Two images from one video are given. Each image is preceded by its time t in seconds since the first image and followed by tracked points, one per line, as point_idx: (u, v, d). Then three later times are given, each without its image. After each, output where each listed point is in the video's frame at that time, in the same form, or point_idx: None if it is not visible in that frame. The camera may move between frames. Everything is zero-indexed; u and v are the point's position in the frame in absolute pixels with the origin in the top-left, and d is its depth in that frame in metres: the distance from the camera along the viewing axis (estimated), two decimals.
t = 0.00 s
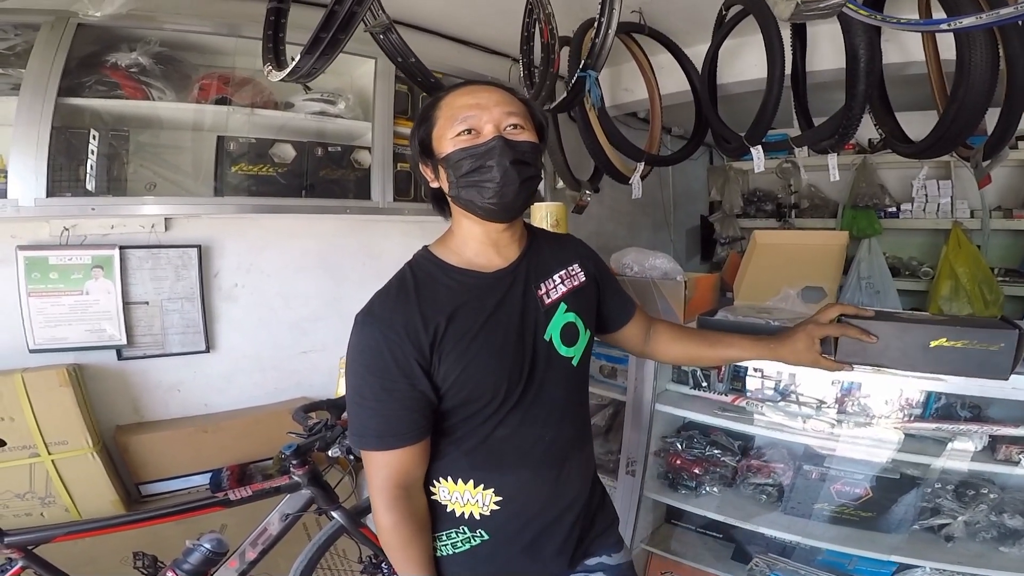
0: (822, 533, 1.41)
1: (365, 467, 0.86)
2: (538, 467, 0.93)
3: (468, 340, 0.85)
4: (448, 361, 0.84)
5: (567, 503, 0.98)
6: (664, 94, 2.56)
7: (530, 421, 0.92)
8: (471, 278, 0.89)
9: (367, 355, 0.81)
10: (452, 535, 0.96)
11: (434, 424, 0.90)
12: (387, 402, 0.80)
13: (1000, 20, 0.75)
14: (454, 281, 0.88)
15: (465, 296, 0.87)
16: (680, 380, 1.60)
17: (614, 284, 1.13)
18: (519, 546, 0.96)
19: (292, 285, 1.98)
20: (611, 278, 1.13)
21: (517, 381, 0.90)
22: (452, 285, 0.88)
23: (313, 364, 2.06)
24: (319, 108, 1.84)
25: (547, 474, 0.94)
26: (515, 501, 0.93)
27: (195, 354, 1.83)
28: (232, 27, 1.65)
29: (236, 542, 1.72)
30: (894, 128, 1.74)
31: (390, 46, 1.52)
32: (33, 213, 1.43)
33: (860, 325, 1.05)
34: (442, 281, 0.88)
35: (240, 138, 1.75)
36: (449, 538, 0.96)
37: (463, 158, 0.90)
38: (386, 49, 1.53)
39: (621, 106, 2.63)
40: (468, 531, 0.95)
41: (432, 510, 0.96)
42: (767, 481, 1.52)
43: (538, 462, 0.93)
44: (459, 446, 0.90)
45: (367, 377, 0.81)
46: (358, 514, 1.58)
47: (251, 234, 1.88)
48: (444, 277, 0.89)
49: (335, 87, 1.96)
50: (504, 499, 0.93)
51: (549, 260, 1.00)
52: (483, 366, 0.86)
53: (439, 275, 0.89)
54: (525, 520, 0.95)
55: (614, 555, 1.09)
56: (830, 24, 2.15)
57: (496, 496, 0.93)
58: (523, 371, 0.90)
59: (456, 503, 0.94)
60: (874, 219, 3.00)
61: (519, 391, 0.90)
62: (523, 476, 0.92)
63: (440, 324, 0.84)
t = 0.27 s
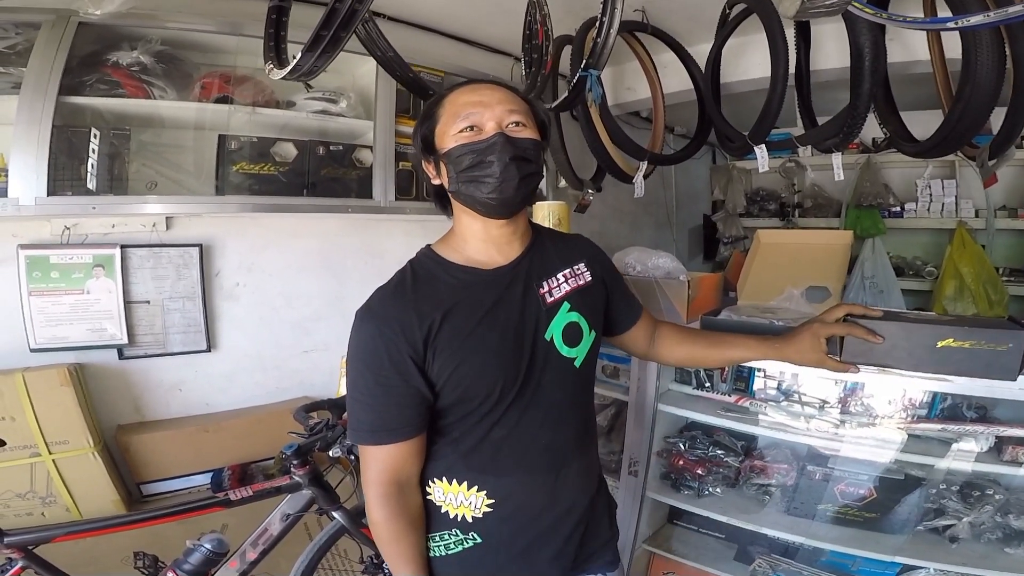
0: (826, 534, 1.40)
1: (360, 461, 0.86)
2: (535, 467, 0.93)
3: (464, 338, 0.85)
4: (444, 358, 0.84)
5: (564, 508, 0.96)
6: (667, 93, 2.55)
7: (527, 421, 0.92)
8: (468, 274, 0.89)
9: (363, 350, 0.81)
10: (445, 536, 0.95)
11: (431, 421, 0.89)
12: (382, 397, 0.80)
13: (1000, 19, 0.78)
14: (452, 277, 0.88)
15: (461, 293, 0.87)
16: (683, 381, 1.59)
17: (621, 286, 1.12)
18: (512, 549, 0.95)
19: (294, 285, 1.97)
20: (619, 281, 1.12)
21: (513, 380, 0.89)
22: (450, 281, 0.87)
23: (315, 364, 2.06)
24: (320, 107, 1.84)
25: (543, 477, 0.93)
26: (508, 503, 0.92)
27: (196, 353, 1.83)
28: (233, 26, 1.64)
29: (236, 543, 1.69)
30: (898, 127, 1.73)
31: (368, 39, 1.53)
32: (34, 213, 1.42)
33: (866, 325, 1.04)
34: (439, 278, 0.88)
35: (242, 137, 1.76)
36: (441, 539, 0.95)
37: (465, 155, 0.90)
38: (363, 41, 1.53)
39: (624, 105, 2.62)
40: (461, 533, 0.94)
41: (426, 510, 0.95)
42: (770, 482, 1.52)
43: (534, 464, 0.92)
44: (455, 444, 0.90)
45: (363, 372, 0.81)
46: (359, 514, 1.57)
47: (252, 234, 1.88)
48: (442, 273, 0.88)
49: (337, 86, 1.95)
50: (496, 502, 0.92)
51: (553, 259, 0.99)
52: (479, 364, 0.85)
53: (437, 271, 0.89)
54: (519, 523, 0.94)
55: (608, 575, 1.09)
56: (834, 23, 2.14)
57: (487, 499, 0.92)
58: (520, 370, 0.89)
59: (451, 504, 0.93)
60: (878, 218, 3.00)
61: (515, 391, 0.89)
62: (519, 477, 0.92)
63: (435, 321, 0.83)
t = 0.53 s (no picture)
0: (829, 534, 1.39)
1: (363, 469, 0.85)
2: (541, 470, 0.92)
3: (470, 342, 0.84)
4: (450, 363, 0.83)
5: (569, 509, 0.96)
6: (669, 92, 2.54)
7: (533, 425, 0.91)
8: (473, 278, 0.88)
9: (367, 356, 0.80)
10: (452, 543, 0.95)
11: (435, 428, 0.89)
12: (387, 404, 0.79)
13: (1006, 17, 0.78)
14: (456, 281, 0.87)
15: (467, 297, 0.86)
16: (686, 381, 1.58)
17: (619, 283, 1.11)
18: (519, 552, 0.95)
19: (294, 285, 1.97)
20: (616, 279, 1.11)
21: (520, 384, 0.88)
22: (454, 285, 0.87)
23: (316, 364, 2.06)
24: (321, 106, 1.83)
25: (548, 480, 0.93)
26: (516, 507, 0.92)
27: (197, 353, 1.83)
28: (234, 25, 1.64)
29: (237, 543, 1.69)
30: (902, 126, 1.72)
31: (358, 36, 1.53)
32: (35, 213, 1.42)
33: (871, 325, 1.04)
34: (443, 282, 0.87)
35: (243, 136, 1.75)
36: (448, 545, 0.95)
37: (467, 153, 0.89)
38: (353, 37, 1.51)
39: (626, 104, 2.61)
40: (469, 539, 0.94)
41: (432, 517, 0.95)
42: (773, 482, 1.51)
43: (540, 467, 0.92)
44: (460, 450, 0.89)
45: (366, 379, 0.80)
46: (360, 514, 1.56)
47: (253, 233, 1.87)
48: (446, 278, 0.87)
49: (338, 85, 1.95)
50: (504, 506, 0.92)
51: (554, 260, 0.99)
52: (485, 368, 0.85)
53: (441, 275, 0.88)
54: (526, 527, 0.93)
55: (613, 565, 1.08)
56: (837, 21, 2.13)
57: (496, 503, 0.91)
58: (526, 373, 0.89)
59: (457, 510, 0.92)
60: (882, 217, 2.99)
61: (522, 395, 0.89)
62: (525, 481, 0.91)
63: (441, 325, 0.82)
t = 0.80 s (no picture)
0: (831, 535, 1.39)
1: (367, 479, 0.85)
2: (545, 475, 0.92)
3: (474, 350, 0.84)
4: (454, 371, 0.83)
5: (573, 513, 0.96)
6: (671, 93, 2.53)
7: (537, 431, 0.91)
8: (476, 285, 0.87)
9: (370, 366, 0.79)
10: (459, 550, 0.94)
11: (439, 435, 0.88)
12: (391, 414, 0.79)
13: (1012, 18, 0.77)
14: (459, 289, 0.87)
15: (470, 305, 0.86)
16: (688, 383, 1.58)
17: (619, 283, 1.11)
18: (526, 557, 0.95)
19: (296, 285, 1.97)
20: (616, 279, 1.11)
21: (524, 390, 0.88)
22: (457, 293, 0.86)
23: (318, 365, 2.05)
24: (323, 107, 1.82)
25: (552, 484, 0.92)
26: (522, 512, 0.92)
27: (199, 354, 1.83)
28: (236, 26, 1.64)
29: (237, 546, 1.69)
30: (905, 126, 1.72)
31: (366, 35, 1.52)
32: (37, 213, 1.42)
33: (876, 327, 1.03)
34: (446, 289, 0.86)
35: (244, 137, 1.75)
36: (455, 552, 0.95)
37: (464, 155, 0.88)
38: (364, 34, 1.51)
39: (628, 105, 2.61)
40: (477, 545, 0.94)
41: (438, 525, 0.94)
42: (776, 484, 1.50)
43: (545, 473, 0.92)
44: (463, 457, 0.89)
45: (370, 389, 0.79)
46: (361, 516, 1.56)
47: (255, 234, 1.87)
48: (449, 285, 0.87)
49: (340, 86, 1.95)
50: (512, 512, 0.91)
51: (555, 263, 0.98)
52: (490, 375, 0.85)
53: (443, 283, 0.87)
54: (532, 533, 0.93)
55: (618, 562, 1.08)
56: (840, 22, 2.12)
57: (503, 509, 0.91)
58: (530, 379, 0.89)
59: (463, 517, 0.92)
60: (885, 219, 2.96)
61: (527, 401, 0.88)
62: (530, 487, 0.91)
63: (445, 333, 0.82)
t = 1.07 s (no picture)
0: (838, 534, 1.38)
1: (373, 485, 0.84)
2: (553, 477, 0.91)
3: (478, 354, 0.83)
4: (458, 375, 0.82)
5: (581, 514, 0.95)
6: (672, 91, 2.52)
7: (544, 433, 0.90)
8: (480, 288, 0.87)
9: (372, 373, 0.79)
10: (467, 552, 0.94)
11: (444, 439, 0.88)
12: (396, 421, 0.78)
13: (1014, 12, 0.80)
14: (463, 292, 0.86)
15: (474, 308, 0.85)
16: (694, 382, 1.57)
17: (625, 281, 1.10)
18: (534, 558, 0.94)
19: (298, 288, 1.96)
20: (623, 277, 1.09)
21: (530, 392, 0.87)
22: (460, 296, 0.85)
23: (321, 367, 2.05)
24: (323, 108, 1.82)
25: (560, 485, 0.92)
26: (530, 514, 0.91)
27: (202, 358, 1.82)
28: (236, 28, 1.64)
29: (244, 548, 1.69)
30: (909, 123, 1.71)
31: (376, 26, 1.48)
32: (38, 218, 1.42)
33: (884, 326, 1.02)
34: (449, 293, 0.86)
35: (245, 139, 1.74)
36: (463, 554, 0.94)
37: (462, 156, 0.88)
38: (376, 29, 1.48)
39: (629, 104, 2.60)
40: (484, 546, 0.93)
41: (444, 527, 0.94)
42: (784, 483, 1.48)
43: (552, 475, 0.91)
44: (470, 460, 0.88)
45: (373, 396, 0.79)
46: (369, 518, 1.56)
47: (256, 237, 1.87)
48: (453, 289, 0.86)
49: (340, 87, 1.94)
50: (520, 513, 0.91)
51: (559, 262, 0.97)
52: (494, 379, 0.84)
53: (447, 286, 0.86)
54: (539, 534, 0.92)
55: (626, 564, 1.07)
56: (842, 19, 2.11)
57: (511, 511, 0.90)
58: (536, 381, 0.88)
59: (471, 519, 0.91)
60: (889, 216, 2.92)
61: (533, 403, 0.88)
62: (537, 489, 0.90)
63: (448, 338, 0.81)
